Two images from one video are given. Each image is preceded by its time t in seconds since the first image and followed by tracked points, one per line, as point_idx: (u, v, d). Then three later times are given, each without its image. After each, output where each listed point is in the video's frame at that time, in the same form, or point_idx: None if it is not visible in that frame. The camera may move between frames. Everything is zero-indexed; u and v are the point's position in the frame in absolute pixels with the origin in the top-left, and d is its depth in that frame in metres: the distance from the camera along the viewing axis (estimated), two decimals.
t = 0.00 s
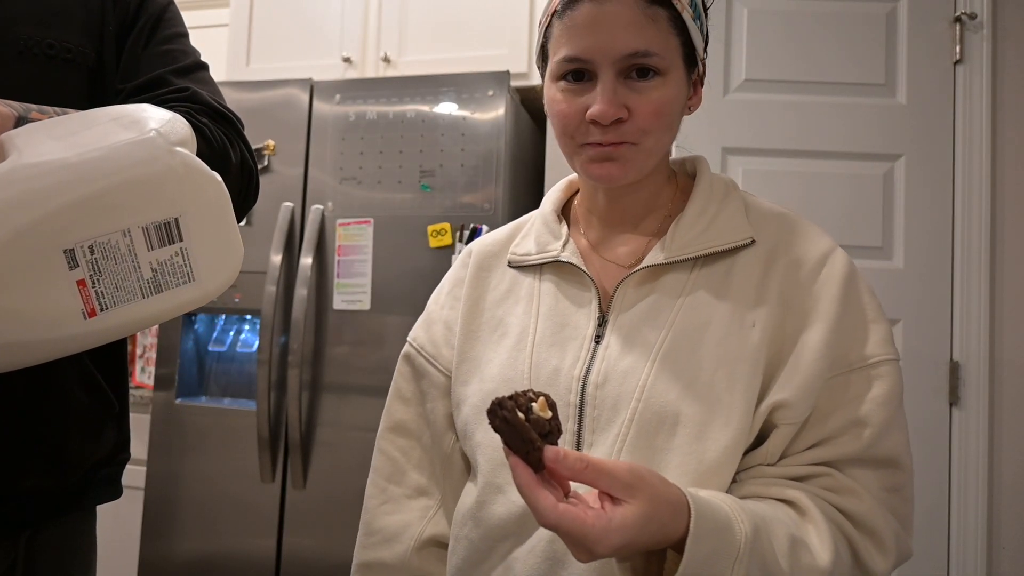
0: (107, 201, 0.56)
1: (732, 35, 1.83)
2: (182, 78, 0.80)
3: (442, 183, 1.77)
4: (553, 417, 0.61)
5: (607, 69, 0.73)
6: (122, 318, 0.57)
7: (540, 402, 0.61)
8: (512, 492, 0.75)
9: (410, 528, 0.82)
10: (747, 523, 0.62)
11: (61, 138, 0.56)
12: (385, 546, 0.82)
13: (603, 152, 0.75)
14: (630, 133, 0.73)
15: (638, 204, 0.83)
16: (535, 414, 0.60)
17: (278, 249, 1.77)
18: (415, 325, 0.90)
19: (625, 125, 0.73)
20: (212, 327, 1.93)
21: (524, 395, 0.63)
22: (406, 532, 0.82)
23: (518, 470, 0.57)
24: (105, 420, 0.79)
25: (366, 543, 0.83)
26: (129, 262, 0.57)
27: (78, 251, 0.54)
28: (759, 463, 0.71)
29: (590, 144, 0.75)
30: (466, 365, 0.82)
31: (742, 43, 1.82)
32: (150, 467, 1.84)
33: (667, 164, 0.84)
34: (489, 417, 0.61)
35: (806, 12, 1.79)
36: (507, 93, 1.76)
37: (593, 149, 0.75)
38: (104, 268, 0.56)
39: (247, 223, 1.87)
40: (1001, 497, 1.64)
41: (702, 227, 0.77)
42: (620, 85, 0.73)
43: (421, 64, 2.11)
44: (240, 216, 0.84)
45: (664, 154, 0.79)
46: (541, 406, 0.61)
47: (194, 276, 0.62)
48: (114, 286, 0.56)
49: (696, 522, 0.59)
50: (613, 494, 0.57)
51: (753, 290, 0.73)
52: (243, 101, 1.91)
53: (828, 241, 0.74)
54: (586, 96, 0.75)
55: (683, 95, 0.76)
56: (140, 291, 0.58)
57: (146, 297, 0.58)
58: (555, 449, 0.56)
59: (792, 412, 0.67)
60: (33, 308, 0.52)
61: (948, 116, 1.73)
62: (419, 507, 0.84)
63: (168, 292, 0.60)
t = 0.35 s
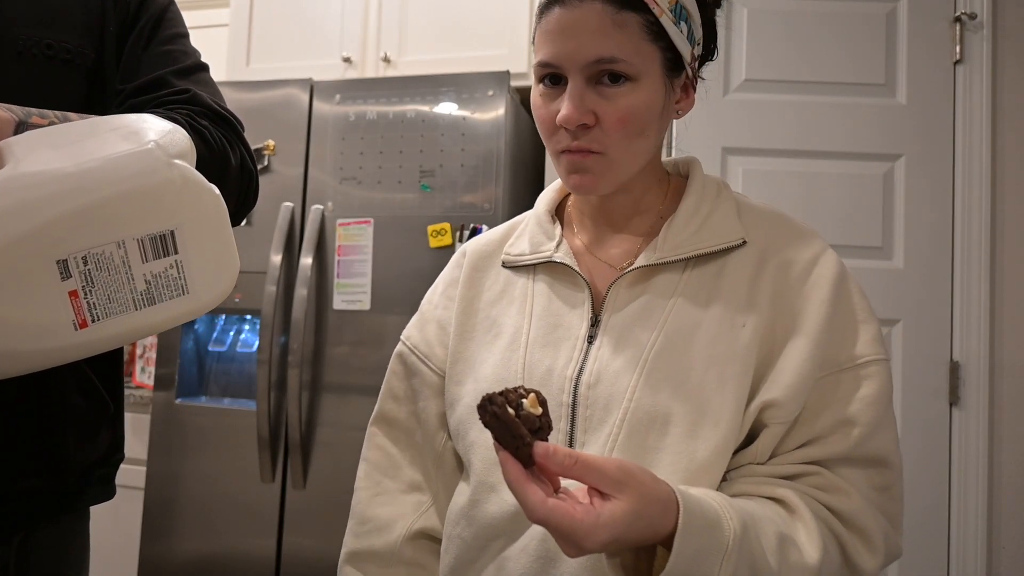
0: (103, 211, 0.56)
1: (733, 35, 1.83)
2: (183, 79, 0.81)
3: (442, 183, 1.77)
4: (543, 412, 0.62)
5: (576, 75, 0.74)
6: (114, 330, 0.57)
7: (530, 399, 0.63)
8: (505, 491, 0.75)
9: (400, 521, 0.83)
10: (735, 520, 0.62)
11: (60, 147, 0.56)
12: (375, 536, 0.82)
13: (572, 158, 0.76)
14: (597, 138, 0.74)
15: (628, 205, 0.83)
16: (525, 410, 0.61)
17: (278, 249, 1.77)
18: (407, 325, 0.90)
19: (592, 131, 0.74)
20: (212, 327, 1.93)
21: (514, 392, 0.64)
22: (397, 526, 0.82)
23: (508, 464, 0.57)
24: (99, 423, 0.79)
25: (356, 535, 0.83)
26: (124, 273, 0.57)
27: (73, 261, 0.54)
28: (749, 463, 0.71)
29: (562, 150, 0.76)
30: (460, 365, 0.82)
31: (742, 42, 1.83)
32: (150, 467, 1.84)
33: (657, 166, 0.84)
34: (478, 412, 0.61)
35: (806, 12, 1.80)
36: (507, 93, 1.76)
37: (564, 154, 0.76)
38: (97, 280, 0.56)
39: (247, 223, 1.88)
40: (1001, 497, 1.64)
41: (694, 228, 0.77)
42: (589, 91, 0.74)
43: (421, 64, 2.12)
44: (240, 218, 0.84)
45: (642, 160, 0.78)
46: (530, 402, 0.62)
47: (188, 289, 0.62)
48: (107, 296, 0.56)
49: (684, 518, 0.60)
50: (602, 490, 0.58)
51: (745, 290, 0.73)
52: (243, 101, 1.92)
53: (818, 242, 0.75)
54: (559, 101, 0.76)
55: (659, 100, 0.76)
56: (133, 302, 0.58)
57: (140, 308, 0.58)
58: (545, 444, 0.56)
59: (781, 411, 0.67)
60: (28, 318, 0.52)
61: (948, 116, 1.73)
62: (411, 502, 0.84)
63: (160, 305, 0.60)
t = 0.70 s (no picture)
0: (101, 213, 0.56)
1: (733, 35, 1.83)
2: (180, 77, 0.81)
3: (442, 183, 1.77)
4: (537, 406, 0.63)
5: (601, 84, 0.73)
6: (112, 332, 0.57)
7: (524, 393, 0.63)
8: (505, 489, 0.75)
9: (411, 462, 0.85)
10: (733, 512, 0.62)
11: (56, 148, 0.56)
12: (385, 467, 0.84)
13: (599, 165, 0.76)
14: (625, 146, 0.74)
15: (638, 205, 0.84)
16: (520, 403, 0.61)
17: (278, 249, 1.77)
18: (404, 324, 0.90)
19: (619, 139, 0.74)
20: (212, 326, 1.93)
21: (507, 386, 0.64)
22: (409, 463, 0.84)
23: (502, 456, 0.58)
24: (97, 422, 0.79)
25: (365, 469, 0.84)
26: (120, 276, 0.57)
27: (68, 265, 0.54)
28: (750, 459, 0.71)
29: (587, 158, 0.76)
30: (460, 362, 0.82)
31: (742, 42, 1.83)
32: (150, 467, 1.84)
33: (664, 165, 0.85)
34: (473, 407, 0.61)
35: (806, 12, 1.80)
36: (507, 93, 1.76)
37: (591, 162, 0.77)
38: (93, 283, 0.56)
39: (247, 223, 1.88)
40: (1001, 497, 1.64)
41: (694, 225, 0.77)
42: (615, 99, 0.73)
43: (421, 64, 2.12)
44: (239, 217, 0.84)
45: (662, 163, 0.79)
46: (525, 396, 0.63)
47: (186, 292, 0.62)
48: (104, 300, 0.56)
49: (681, 509, 0.60)
50: (599, 480, 0.58)
51: (745, 286, 0.73)
52: (243, 101, 1.92)
53: (818, 238, 0.75)
54: (580, 110, 0.75)
55: (678, 104, 0.77)
56: (131, 305, 0.57)
57: (138, 311, 0.58)
58: (540, 437, 0.57)
59: (779, 406, 0.68)
60: (23, 320, 0.52)
61: (948, 115, 1.73)
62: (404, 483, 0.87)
63: (158, 307, 0.60)
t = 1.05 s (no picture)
0: (105, 240, 0.55)
1: (733, 35, 1.83)
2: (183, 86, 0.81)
3: (442, 183, 1.77)
4: (533, 407, 0.65)
5: (603, 96, 0.73)
6: (96, 364, 0.55)
7: (520, 393, 0.65)
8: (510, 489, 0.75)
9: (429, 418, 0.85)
10: (734, 512, 0.62)
11: (71, 173, 0.56)
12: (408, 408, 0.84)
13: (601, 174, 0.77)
14: (628, 156, 0.74)
15: (644, 208, 0.84)
16: (513, 405, 0.63)
17: (278, 249, 1.77)
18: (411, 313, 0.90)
19: (622, 150, 0.74)
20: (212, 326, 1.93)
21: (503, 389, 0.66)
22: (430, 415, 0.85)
23: (495, 456, 0.59)
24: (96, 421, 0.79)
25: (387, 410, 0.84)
26: (114, 306, 0.56)
27: (66, 286, 0.53)
28: (758, 460, 0.71)
29: (589, 166, 0.77)
30: (465, 362, 0.82)
31: (742, 42, 1.83)
32: (150, 467, 1.84)
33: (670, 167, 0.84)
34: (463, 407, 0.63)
35: (806, 12, 1.79)
36: (507, 93, 1.76)
37: (592, 170, 0.77)
38: (87, 308, 0.54)
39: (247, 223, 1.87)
40: (1001, 497, 1.64)
41: (700, 225, 0.77)
42: (617, 110, 0.73)
43: (421, 64, 2.12)
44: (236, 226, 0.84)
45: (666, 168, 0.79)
46: (519, 397, 0.65)
47: (177, 329, 0.61)
48: (94, 327, 0.55)
49: (677, 507, 0.59)
50: (593, 478, 0.58)
51: (753, 286, 0.73)
52: (243, 101, 1.92)
53: (826, 239, 0.75)
54: (583, 120, 0.75)
55: (682, 111, 0.76)
56: (120, 337, 0.56)
57: (125, 343, 0.57)
58: (534, 437, 0.57)
59: (787, 406, 0.68)
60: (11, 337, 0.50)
61: (948, 115, 1.73)
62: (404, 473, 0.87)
63: (146, 341, 0.59)
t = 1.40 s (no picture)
0: (129, 337, 0.56)
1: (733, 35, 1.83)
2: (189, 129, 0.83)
3: (442, 183, 1.77)
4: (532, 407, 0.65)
5: (593, 99, 0.73)
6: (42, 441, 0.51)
7: (517, 395, 0.66)
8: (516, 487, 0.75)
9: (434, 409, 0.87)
10: (747, 501, 0.62)
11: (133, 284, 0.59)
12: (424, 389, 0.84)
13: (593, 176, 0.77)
14: (618, 159, 0.74)
15: (644, 207, 0.83)
16: (510, 402, 0.64)
17: (278, 249, 1.76)
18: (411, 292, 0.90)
19: (612, 153, 0.74)
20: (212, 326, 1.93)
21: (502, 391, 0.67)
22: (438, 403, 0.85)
23: (489, 442, 0.61)
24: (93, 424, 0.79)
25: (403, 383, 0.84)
26: (99, 400, 0.54)
27: (86, 355, 0.53)
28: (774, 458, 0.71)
29: (581, 168, 0.77)
30: (471, 359, 0.82)
31: (742, 42, 1.82)
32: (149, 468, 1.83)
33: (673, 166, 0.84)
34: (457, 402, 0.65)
35: (806, 12, 1.79)
36: (507, 93, 1.76)
37: (585, 172, 0.77)
38: (83, 385, 0.53)
39: (246, 223, 1.87)
40: (1001, 497, 1.64)
41: (706, 223, 0.77)
42: (608, 113, 0.73)
43: (421, 64, 2.12)
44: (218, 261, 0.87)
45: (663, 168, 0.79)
46: (517, 398, 0.65)
47: (120, 457, 0.56)
48: (67, 407, 0.53)
49: (683, 496, 0.59)
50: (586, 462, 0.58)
51: (763, 282, 0.73)
52: (243, 101, 1.91)
53: (836, 235, 0.75)
54: (575, 123, 0.75)
55: (677, 112, 0.76)
56: (74, 430, 0.53)
57: (71, 438, 0.53)
58: (528, 429, 0.58)
59: (799, 400, 0.68)
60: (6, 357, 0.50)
61: (948, 115, 1.73)
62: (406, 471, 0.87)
63: (87, 447, 0.54)
